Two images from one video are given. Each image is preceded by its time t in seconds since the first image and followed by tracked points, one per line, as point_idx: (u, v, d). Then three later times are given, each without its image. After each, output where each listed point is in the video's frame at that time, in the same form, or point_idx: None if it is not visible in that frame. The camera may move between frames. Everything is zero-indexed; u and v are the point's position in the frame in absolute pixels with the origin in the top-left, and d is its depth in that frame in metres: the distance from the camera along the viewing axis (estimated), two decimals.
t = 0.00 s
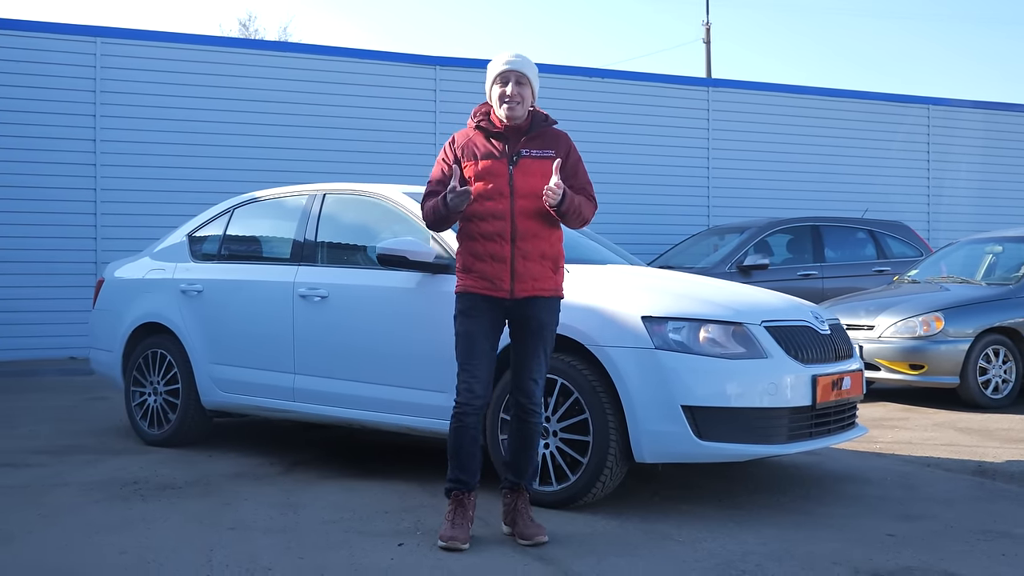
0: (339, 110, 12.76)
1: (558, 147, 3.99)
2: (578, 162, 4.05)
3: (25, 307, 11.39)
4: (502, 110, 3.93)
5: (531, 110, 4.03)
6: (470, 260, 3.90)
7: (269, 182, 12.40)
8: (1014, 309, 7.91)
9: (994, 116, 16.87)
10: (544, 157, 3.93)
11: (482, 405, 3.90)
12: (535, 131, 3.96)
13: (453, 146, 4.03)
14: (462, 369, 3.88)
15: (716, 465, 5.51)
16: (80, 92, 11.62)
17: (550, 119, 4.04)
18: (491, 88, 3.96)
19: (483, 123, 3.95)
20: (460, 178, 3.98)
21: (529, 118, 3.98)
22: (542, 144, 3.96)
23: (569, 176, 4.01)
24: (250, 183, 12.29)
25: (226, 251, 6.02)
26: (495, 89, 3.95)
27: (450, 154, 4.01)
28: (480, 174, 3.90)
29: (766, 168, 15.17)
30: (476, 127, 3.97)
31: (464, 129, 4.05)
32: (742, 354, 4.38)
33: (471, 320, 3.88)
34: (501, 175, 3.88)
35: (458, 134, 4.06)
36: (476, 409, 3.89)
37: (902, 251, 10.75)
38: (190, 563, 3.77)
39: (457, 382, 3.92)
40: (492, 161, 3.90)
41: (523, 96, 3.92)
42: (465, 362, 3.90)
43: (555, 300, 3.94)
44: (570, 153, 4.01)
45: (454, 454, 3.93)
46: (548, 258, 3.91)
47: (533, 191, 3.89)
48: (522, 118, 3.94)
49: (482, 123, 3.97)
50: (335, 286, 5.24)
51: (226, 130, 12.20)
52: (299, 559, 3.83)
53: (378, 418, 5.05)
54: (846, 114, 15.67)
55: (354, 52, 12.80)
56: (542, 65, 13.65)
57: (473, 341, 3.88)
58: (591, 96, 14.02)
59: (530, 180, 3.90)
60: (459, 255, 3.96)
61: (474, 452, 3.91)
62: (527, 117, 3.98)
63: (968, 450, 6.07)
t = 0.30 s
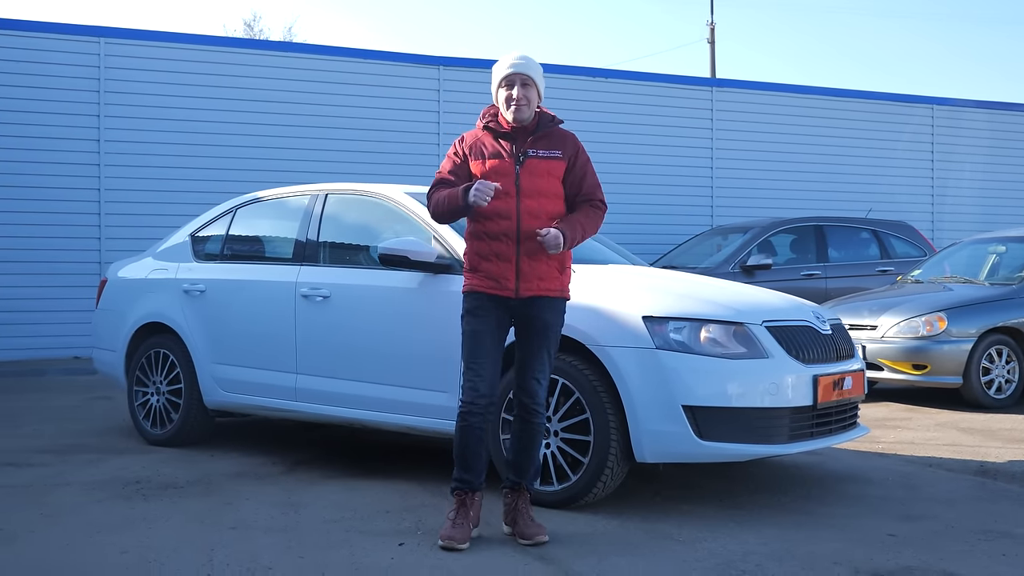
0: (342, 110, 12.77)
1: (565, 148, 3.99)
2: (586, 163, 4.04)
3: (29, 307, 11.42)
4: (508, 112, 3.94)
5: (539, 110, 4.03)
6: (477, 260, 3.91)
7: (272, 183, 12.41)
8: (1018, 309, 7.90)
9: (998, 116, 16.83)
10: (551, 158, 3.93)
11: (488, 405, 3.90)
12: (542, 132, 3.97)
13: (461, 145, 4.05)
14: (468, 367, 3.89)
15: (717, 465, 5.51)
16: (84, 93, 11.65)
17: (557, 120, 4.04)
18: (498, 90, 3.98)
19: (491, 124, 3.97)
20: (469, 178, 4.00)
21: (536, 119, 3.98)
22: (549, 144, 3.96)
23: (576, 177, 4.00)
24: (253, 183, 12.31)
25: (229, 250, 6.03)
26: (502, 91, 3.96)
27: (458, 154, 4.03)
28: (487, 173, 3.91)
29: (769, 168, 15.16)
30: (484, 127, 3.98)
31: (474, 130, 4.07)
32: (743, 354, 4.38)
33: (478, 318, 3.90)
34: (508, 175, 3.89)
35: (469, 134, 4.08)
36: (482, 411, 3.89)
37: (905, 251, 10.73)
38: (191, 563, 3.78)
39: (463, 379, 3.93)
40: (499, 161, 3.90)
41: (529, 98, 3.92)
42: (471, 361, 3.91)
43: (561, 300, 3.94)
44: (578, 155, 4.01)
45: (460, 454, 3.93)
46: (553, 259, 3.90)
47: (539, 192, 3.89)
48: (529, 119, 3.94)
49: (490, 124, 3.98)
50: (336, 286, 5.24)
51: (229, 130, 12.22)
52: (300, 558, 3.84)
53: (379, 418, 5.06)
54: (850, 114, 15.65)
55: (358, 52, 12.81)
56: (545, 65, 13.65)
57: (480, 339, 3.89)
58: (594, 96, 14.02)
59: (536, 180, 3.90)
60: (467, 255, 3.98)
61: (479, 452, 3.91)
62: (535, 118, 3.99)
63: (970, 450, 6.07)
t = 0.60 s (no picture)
0: (343, 110, 12.79)
1: (571, 154, 4.04)
2: (585, 169, 4.12)
3: (29, 307, 11.43)
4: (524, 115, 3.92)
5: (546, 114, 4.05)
6: (482, 259, 3.87)
7: (272, 183, 12.42)
8: (1017, 309, 7.91)
9: (999, 117, 16.85)
10: (558, 162, 3.98)
11: (491, 406, 3.89)
12: (551, 135, 4.00)
13: (465, 141, 3.98)
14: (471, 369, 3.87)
15: (716, 465, 5.52)
16: (85, 93, 11.66)
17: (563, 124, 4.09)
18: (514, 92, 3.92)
19: (502, 122, 3.92)
20: (471, 176, 3.94)
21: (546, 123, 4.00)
22: (557, 148, 4.00)
23: (576, 182, 4.08)
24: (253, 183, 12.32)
25: (229, 251, 6.03)
26: (519, 93, 3.92)
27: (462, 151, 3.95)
28: (496, 173, 3.89)
29: (769, 168, 15.17)
30: (494, 124, 3.93)
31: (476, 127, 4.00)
32: (742, 354, 4.39)
33: (480, 319, 3.87)
34: (518, 176, 3.89)
35: (471, 130, 4.00)
36: (483, 413, 3.88)
37: (905, 251, 10.73)
38: (191, 563, 3.79)
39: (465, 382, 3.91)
40: (511, 161, 3.90)
41: (548, 102, 3.93)
42: (473, 361, 3.89)
43: (563, 301, 3.97)
44: (579, 161, 4.08)
45: (464, 454, 3.93)
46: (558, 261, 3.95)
47: (548, 196, 3.94)
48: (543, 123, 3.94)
49: (498, 120, 3.93)
50: (336, 287, 5.25)
51: (229, 130, 12.23)
52: (299, 558, 3.84)
53: (378, 418, 5.07)
54: (850, 114, 15.67)
55: (358, 52, 12.83)
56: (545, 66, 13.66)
57: (483, 340, 3.87)
58: (595, 96, 14.04)
59: (545, 183, 3.93)
60: (469, 253, 3.93)
61: (482, 452, 3.92)
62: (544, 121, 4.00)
63: (969, 450, 6.07)
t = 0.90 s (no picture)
0: (340, 111, 12.80)
1: (555, 157, 4.11)
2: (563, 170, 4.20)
3: (25, 308, 11.42)
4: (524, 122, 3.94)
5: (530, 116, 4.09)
6: (480, 263, 3.85)
7: (269, 183, 12.42)
8: (1013, 310, 7.93)
9: (994, 117, 16.89)
10: (547, 165, 4.04)
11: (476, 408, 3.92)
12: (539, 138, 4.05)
13: (455, 141, 3.91)
14: (462, 375, 3.87)
15: (712, 466, 5.52)
16: (81, 93, 11.65)
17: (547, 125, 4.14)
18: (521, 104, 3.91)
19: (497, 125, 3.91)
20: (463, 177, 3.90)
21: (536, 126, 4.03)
22: (544, 151, 4.06)
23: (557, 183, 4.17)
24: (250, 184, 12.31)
25: (226, 252, 6.03)
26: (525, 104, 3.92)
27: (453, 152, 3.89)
28: (492, 175, 3.88)
29: (766, 168, 15.20)
30: (489, 127, 3.91)
31: (464, 126, 3.95)
32: (739, 355, 4.40)
33: (474, 324, 3.85)
34: (514, 179, 3.91)
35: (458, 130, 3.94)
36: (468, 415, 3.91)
37: (901, 252, 10.75)
38: (188, 564, 3.80)
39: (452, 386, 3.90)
40: (507, 165, 3.91)
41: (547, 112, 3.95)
42: (464, 366, 3.88)
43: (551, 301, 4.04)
44: (560, 162, 4.17)
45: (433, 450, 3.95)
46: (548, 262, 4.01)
47: (540, 198, 3.99)
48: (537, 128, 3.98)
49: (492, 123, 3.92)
50: (334, 288, 5.25)
51: (226, 130, 12.23)
52: (297, 559, 3.85)
53: (375, 419, 5.07)
54: (846, 115, 15.70)
55: (355, 53, 12.84)
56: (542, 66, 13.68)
57: (476, 345, 3.85)
58: (592, 97, 14.05)
59: (538, 185, 3.99)
60: (463, 256, 3.90)
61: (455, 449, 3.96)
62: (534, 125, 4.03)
63: (965, 450, 6.09)
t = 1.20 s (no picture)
0: (335, 110, 12.78)
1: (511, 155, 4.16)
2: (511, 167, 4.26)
3: (20, 308, 11.40)
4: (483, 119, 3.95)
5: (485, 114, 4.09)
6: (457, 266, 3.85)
7: (264, 183, 12.40)
8: (1006, 309, 7.94)
9: (989, 116, 16.91)
10: (507, 163, 4.09)
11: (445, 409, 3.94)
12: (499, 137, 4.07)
13: (429, 143, 3.84)
14: (432, 381, 3.88)
15: (707, 465, 5.54)
16: (75, 92, 11.63)
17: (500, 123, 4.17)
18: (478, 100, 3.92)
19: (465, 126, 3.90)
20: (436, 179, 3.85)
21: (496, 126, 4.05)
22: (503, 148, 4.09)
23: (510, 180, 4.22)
24: (245, 183, 12.30)
25: (221, 252, 6.03)
26: (483, 102, 3.93)
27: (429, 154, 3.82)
28: (465, 177, 3.88)
29: (760, 168, 15.21)
30: (458, 128, 3.88)
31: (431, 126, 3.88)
32: (733, 355, 4.40)
33: (448, 329, 3.85)
34: (484, 180, 3.92)
35: (425, 130, 3.87)
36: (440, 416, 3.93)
37: (896, 251, 10.77)
38: (183, 565, 3.80)
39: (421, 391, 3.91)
40: (478, 166, 3.92)
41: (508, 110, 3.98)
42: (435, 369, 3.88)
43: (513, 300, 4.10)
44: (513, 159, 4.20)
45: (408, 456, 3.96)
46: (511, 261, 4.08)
47: (505, 197, 4.04)
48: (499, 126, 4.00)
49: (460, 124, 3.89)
50: (329, 288, 5.25)
51: (221, 130, 12.22)
52: (292, 560, 3.85)
53: (371, 419, 5.07)
54: (841, 114, 15.71)
55: (350, 52, 12.82)
56: (538, 66, 13.67)
57: (448, 348, 3.87)
58: (587, 96, 14.05)
59: (503, 184, 4.03)
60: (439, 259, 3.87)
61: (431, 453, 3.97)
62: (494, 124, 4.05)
63: (958, 449, 6.10)
